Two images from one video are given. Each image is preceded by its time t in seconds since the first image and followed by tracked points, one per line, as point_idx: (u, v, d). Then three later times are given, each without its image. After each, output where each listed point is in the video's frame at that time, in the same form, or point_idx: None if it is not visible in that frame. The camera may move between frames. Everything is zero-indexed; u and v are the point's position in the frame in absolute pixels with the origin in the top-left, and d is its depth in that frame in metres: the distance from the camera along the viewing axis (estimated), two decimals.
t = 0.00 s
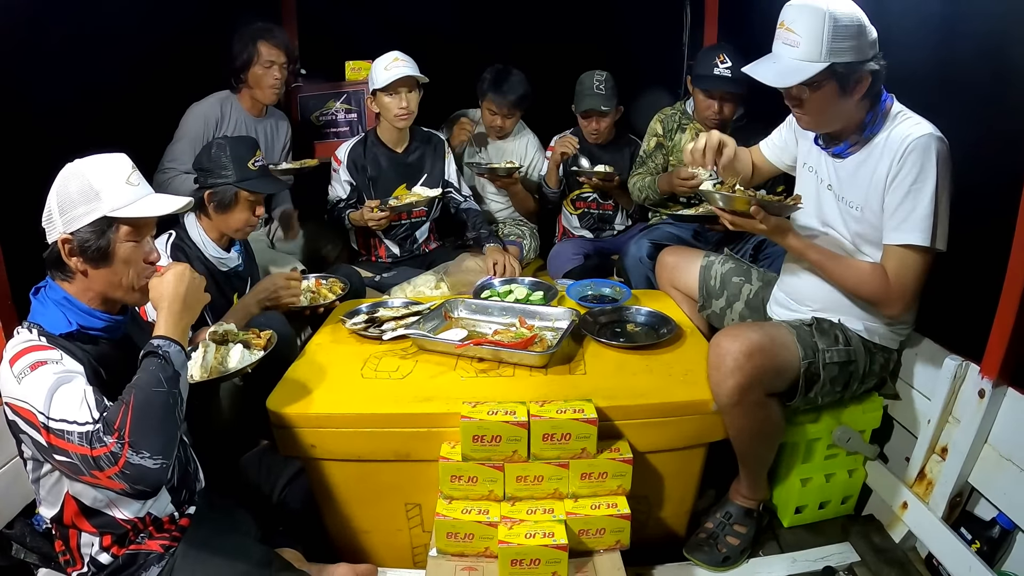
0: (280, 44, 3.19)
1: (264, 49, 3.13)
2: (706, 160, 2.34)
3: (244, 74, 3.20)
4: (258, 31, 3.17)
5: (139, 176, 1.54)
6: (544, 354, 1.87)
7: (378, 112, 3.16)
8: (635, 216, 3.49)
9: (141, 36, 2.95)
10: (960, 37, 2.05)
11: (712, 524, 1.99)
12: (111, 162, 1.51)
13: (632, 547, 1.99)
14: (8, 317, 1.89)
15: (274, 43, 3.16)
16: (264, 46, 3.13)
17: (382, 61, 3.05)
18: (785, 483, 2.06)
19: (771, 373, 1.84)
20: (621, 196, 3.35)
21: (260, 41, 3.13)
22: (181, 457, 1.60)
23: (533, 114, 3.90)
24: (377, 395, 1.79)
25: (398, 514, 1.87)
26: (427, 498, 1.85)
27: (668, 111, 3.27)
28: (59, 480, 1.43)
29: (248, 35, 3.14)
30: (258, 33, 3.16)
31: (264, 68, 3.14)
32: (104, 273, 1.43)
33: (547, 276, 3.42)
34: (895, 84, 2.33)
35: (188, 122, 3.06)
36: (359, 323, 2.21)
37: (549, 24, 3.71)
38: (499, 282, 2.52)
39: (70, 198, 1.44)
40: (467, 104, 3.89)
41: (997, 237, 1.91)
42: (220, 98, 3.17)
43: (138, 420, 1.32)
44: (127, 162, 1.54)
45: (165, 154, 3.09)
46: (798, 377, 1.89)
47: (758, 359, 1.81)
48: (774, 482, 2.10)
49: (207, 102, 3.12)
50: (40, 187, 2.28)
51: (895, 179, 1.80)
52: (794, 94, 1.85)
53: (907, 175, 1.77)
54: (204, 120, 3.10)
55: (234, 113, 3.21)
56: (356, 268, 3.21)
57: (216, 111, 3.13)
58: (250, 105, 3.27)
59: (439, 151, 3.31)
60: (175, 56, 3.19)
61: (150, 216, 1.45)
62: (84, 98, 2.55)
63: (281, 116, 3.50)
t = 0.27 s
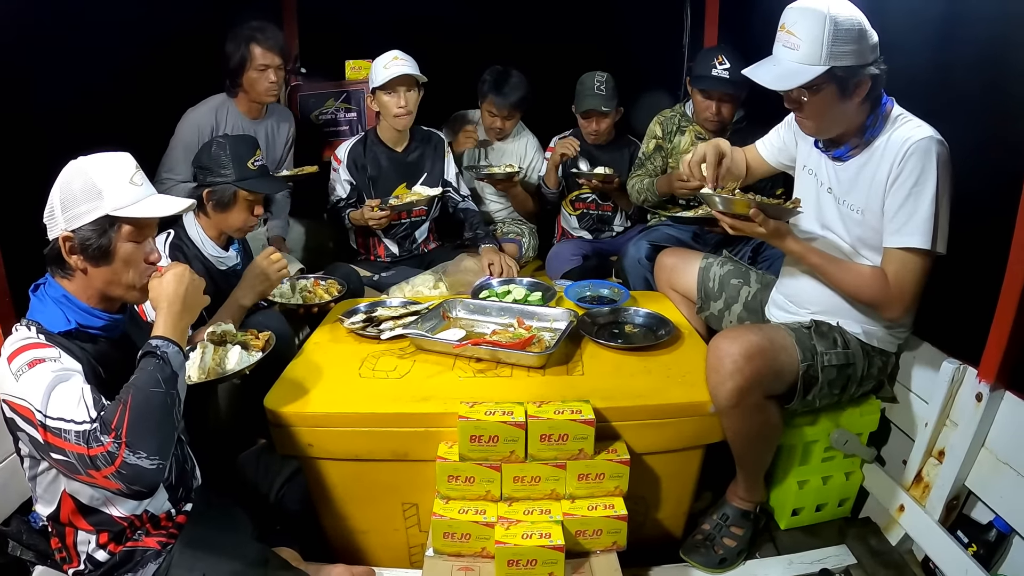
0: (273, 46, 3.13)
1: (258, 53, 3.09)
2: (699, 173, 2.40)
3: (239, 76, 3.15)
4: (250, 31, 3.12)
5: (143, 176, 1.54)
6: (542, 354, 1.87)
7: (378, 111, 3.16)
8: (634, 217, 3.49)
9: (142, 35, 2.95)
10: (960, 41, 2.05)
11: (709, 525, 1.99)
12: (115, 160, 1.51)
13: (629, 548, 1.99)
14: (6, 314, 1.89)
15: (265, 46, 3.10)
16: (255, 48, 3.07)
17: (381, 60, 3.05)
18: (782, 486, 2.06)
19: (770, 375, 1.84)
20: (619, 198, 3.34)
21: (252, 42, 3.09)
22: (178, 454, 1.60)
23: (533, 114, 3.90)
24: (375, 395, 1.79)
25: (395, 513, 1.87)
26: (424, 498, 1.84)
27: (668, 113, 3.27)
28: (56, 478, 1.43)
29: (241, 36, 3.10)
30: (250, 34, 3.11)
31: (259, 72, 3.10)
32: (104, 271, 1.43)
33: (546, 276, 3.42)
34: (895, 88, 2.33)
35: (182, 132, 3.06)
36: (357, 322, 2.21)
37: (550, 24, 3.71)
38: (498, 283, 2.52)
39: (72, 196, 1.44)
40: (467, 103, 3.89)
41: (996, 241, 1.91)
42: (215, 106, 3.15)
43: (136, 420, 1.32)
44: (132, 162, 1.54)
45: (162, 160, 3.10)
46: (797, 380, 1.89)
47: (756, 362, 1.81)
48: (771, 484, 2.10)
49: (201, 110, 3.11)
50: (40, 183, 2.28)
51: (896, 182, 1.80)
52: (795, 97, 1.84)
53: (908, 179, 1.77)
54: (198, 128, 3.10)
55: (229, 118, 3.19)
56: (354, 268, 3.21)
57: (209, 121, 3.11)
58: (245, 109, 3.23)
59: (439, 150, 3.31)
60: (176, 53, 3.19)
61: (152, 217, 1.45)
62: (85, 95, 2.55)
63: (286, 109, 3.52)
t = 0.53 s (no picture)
0: (280, 53, 3.11)
1: (264, 60, 3.06)
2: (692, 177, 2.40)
3: (245, 82, 3.12)
4: (257, 36, 3.08)
5: (143, 175, 1.53)
6: (540, 355, 1.87)
7: (377, 112, 3.16)
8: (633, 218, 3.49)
9: (146, 32, 2.95)
10: (958, 44, 2.05)
11: (707, 526, 1.99)
12: (116, 160, 1.50)
13: (627, 549, 1.99)
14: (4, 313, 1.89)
15: (271, 53, 3.07)
16: (262, 55, 3.05)
17: (381, 60, 3.06)
18: (780, 487, 2.06)
19: (769, 377, 1.84)
20: (618, 199, 3.34)
21: (258, 48, 3.05)
22: (179, 453, 1.61)
23: (532, 115, 3.90)
24: (374, 395, 1.79)
25: (393, 514, 1.87)
26: (423, 498, 1.84)
27: (666, 115, 3.27)
28: (55, 476, 1.42)
29: (246, 40, 3.06)
30: (256, 39, 3.07)
31: (266, 80, 3.09)
32: (102, 269, 1.42)
33: (544, 277, 3.42)
34: (894, 89, 2.33)
35: (183, 140, 3.04)
36: (356, 323, 2.21)
37: (550, 25, 3.71)
38: (496, 284, 2.51)
39: (72, 195, 1.44)
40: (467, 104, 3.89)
41: (993, 243, 1.91)
42: (218, 112, 3.13)
43: (137, 419, 1.32)
44: (132, 160, 1.53)
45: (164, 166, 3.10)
46: (795, 381, 1.89)
47: (755, 364, 1.81)
48: (769, 485, 2.10)
49: (204, 115, 3.10)
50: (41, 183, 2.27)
51: (893, 185, 1.80)
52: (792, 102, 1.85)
53: (905, 181, 1.77)
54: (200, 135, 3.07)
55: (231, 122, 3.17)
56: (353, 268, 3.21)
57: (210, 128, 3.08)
58: (250, 114, 3.21)
59: (438, 149, 3.30)
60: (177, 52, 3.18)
61: (152, 215, 1.44)
62: (86, 94, 2.55)
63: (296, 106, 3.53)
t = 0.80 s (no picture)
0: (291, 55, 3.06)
1: (275, 61, 3.02)
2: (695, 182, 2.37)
3: (254, 82, 3.09)
4: (268, 36, 3.04)
5: (139, 174, 1.53)
6: (540, 355, 1.87)
7: (377, 112, 3.16)
8: (633, 219, 3.49)
9: (146, 34, 2.95)
10: (957, 44, 2.05)
11: (707, 527, 1.99)
12: (113, 161, 1.50)
13: (627, 549, 1.99)
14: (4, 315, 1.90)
15: (282, 54, 3.02)
16: (273, 55, 3.01)
17: (381, 63, 3.04)
18: (780, 487, 2.06)
19: (769, 377, 1.84)
20: (617, 200, 3.34)
21: (269, 48, 3.01)
22: (178, 453, 1.62)
23: (532, 115, 3.90)
24: (374, 396, 1.79)
25: (393, 515, 1.87)
26: (423, 499, 1.84)
27: (664, 115, 3.28)
28: (52, 477, 1.43)
29: (257, 39, 3.03)
30: (267, 39, 3.04)
31: (275, 82, 3.06)
32: (101, 270, 1.42)
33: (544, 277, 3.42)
34: (893, 89, 2.33)
35: (188, 137, 3.04)
36: (355, 323, 2.21)
37: (549, 26, 3.71)
38: (496, 284, 2.51)
39: (70, 197, 1.44)
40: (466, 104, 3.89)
41: (992, 243, 1.91)
42: (224, 109, 3.13)
43: (126, 421, 1.31)
44: (128, 161, 1.53)
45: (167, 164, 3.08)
46: (795, 382, 1.89)
47: (754, 364, 1.81)
48: (769, 486, 2.10)
49: (209, 113, 3.09)
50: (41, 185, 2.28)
51: (890, 185, 1.81)
52: (790, 104, 1.84)
53: (902, 181, 1.77)
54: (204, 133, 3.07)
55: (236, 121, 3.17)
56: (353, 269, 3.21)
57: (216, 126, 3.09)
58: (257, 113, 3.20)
59: (436, 149, 3.30)
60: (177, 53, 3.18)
61: (149, 214, 1.44)
62: (85, 96, 2.55)
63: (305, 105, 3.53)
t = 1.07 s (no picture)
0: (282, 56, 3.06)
1: (265, 62, 3.02)
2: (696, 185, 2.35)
3: (246, 84, 3.08)
4: (258, 39, 3.05)
5: (136, 179, 1.53)
6: (540, 355, 1.87)
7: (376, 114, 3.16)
8: (632, 219, 3.50)
9: (147, 35, 2.96)
10: (956, 44, 2.05)
11: (707, 527, 1.99)
12: (111, 165, 1.51)
13: (628, 549, 1.99)
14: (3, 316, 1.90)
15: (272, 56, 3.02)
16: (263, 58, 3.01)
17: (383, 66, 3.05)
18: (781, 487, 2.06)
19: (769, 377, 1.84)
20: (615, 201, 3.35)
21: (259, 50, 3.02)
22: (177, 454, 1.64)
23: (531, 115, 3.90)
24: (374, 396, 1.79)
25: (394, 515, 1.87)
26: (423, 500, 1.84)
27: (663, 115, 3.28)
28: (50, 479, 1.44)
29: (247, 42, 3.03)
30: (257, 41, 3.03)
31: (266, 83, 3.04)
32: (98, 275, 1.42)
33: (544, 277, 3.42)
34: (893, 88, 2.33)
35: (184, 141, 3.03)
36: (355, 324, 2.21)
37: (548, 26, 3.71)
38: (496, 284, 2.51)
39: (67, 202, 1.43)
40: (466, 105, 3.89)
41: (992, 242, 1.91)
42: (220, 111, 3.13)
43: (108, 429, 1.30)
44: (126, 165, 1.54)
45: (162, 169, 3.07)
46: (795, 381, 1.89)
47: (753, 364, 1.81)
48: (770, 485, 2.10)
49: (205, 119, 3.08)
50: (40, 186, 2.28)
51: (889, 184, 1.81)
52: (788, 103, 1.84)
53: (901, 180, 1.77)
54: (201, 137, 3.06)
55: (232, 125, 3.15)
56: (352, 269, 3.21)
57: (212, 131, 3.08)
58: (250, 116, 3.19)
59: (435, 150, 3.30)
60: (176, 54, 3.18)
61: (147, 219, 1.43)
62: (85, 97, 2.55)
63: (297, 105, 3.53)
